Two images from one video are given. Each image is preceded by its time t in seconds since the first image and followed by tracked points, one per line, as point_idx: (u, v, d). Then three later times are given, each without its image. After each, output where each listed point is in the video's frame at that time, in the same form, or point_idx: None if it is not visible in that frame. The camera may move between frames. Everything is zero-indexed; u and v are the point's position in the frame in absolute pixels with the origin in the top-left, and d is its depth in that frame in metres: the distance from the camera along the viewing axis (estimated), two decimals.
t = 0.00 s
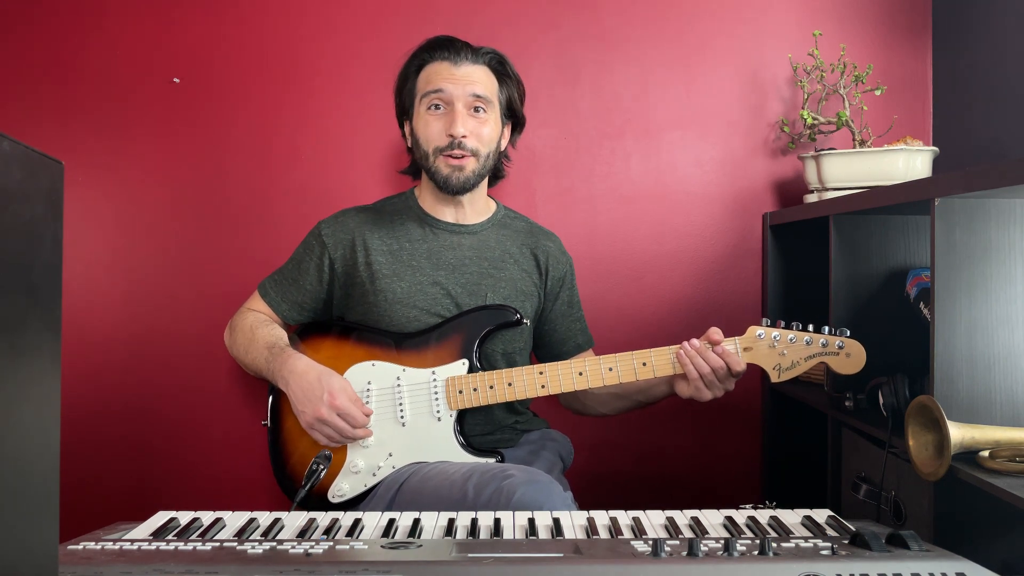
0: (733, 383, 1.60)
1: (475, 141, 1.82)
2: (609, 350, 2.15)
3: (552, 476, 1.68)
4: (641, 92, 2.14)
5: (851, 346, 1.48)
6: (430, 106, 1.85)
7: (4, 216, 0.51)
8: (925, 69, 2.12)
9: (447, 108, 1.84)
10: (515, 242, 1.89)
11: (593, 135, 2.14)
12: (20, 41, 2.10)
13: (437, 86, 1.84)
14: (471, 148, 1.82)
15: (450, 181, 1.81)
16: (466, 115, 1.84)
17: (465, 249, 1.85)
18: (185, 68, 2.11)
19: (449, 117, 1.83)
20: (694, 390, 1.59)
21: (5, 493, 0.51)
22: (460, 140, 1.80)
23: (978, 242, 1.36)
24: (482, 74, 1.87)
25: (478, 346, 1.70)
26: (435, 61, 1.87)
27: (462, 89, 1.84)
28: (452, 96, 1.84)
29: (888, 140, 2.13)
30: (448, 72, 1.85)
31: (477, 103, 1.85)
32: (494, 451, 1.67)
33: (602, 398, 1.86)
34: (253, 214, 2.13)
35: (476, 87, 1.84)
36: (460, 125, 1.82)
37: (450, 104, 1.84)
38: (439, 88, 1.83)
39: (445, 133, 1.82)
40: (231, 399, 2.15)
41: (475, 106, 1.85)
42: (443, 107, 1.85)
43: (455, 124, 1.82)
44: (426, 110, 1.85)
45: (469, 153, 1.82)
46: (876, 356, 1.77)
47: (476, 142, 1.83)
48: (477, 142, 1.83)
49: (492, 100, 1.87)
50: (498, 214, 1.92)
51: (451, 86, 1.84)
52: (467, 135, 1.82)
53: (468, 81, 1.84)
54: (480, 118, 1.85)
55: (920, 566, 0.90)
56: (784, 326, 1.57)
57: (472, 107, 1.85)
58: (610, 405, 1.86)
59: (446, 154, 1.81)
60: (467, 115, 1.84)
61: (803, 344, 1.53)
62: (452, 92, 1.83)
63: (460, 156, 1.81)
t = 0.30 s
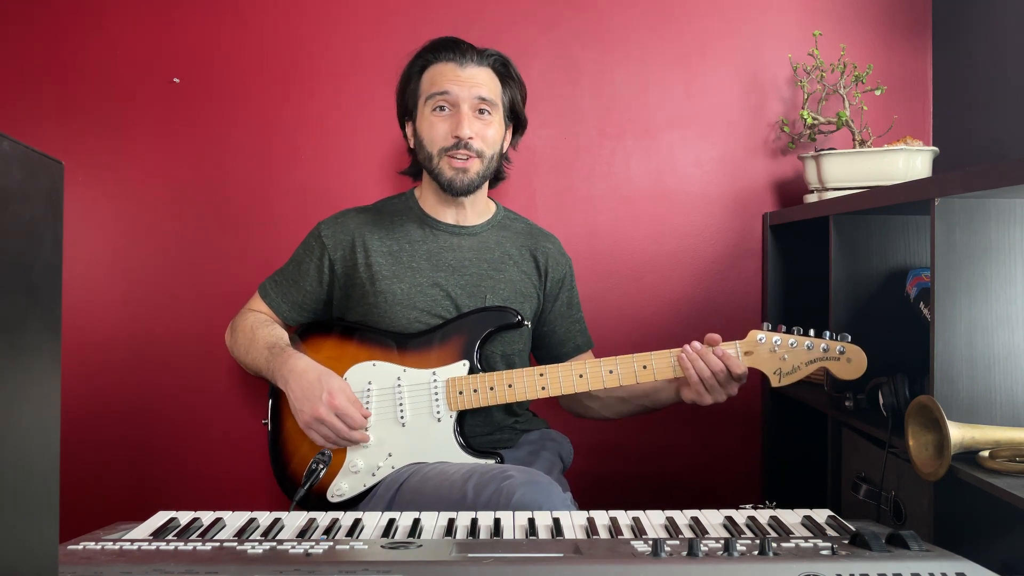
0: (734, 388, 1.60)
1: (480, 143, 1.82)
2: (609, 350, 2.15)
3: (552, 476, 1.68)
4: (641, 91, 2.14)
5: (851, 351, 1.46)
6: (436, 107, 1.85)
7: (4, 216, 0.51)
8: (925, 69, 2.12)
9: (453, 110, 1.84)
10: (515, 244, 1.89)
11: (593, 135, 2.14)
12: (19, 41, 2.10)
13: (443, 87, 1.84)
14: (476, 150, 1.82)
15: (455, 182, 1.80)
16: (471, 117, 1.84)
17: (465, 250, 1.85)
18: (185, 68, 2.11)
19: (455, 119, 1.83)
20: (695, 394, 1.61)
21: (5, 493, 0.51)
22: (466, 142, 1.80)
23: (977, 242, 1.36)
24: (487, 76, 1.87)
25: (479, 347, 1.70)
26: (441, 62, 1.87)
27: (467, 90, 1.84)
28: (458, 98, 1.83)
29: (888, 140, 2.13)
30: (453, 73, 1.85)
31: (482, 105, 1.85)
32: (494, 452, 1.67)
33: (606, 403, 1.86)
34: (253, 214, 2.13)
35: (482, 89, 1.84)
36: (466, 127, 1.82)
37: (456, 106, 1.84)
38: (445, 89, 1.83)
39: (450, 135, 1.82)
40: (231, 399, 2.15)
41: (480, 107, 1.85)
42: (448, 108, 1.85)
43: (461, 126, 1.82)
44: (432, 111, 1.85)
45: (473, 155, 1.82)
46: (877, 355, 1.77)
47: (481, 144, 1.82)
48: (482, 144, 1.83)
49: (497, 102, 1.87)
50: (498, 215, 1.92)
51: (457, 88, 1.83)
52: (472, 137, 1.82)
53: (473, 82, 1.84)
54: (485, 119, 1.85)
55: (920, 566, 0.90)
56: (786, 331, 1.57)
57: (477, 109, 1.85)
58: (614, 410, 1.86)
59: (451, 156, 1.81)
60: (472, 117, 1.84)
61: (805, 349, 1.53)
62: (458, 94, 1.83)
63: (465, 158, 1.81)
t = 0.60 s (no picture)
0: (739, 402, 1.60)
1: (460, 137, 1.82)
2: (609, 350, 2.15)
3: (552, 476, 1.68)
4: (641, 91, 2.14)
5: (859, 371, 1.44)
6: (414, 106, 1.85)
7: (5, 217, 0.51)
8: (925, 69, 2.12)
9: (431, 106, 1.85)
10: (515, 240, 1.89)
11: (593, 135, 2.14)
12: (19, 41, 2.10)
13: (418, 85, 1.85)
14: (457, 145, 1.82)
15: (439, 179, 1.80)
16: (449, 112, 1.84)
17: (465, 248, 1.85)
18: (185, 68, 2.11)
19: (433, 115, 1.83)
20: (699, 405, 1.61)
21: (5, 492, 0.51)
22: (444, 137, 1.81)
23: (977, 242, 1.36)
24: (464, 70, 1.87)
25: (485, 349, 1.69)
26: (417, 61, 1.88)
27: (443, 86, 1.84)
28: (434, 94, 1.84)
29: (888, 140, 2.13)
30: (429, 71, 1.85)
31: (460, 99, 1.85)
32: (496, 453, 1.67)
33: (606, 404, 1.85)
34: (253, 214, 2.13)
35: (459, 84, 1.85)
36: (443, 122, 1.82)
37: (433, 103, 1.84)
38: (421, 87, 1.84)
39: (429, 131, 1.82)
40: (230, 400, 2.15)
41: (458, 102, 1.85)
42: (427, 106, 1.85)
43: (439, 121, 1.82)
44: (411, 110, 1.86)
45: (455, 149, 1.82)
46: (877, 355, 1.77)
47: (462, 137, 1.83)
48: (463, 138, 1.83)
49: (477, 96, 1.87)
50: (497, 212, 1.92)
51: (432, 85, 1.84)
52: (451, 132, 1.82)
53: (449, 78, 1.85)
54: (464, 113, 1.85)
55: (920, 566, 0.90)
56: (794, 346, 1.56)
57: (454, 103, 1.85)
58: (614, 411, 1.86)
59: (432, 153, 1.81)
60: (450, 112, 1.84)
61: (812, 366, 1.52)
62: (433, 90, 1.84)
63: (446, 153, 1.81)
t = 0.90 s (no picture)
0: (745, 385, 1.51)
1: (468, 132, 1.73)
2: (614, 351, 2.06)
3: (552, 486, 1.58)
4: (647, 81, 2.05)
5: (868, 342, 1.38)
6: (421, 97, 1.76)
7: None
8: (945, 59, 2.04)
9: (439, 98, 1.75)
10: (516, 236, 1.80)
11: (597, 127, 2.05)
12: None
13: (428, 76, 1.75)
14: (465, 140, 1.73)
15: (443, 175, 1.72)
16: (458, 105, 1.75)
17: (462, 244, 1.76)
18: (171, 56, 2.02)
19: (441, 107, 1.74)
20: (703, 391, 1.51)
21: None
22: (453, 131, 1.72)
23: (1005, 238, 1.27)
24: (476, 62, 1.78)
25: (477, 348, 1.61)
26: (426, 49, 1.78)
27: (454, 78, 1.75)
28: (444, 86, 1.75)
29: (910, 131, 2.04)
30: (440, 61, 1.76)
31: (470, 93, 1.76)
32: (493, 460, 1.58)
33: (611, 400, 1.77)
34: (244, 210, 2.04)
35: (470, 76, 1.76)
36: (452, 116, 1.73)
37: (442, 95, 1.75)
38: (430, 78, 1.75)
39: (437, 125, 1.73)
40: (219, 405, 2.06)
41: (468, 95, 1.76)
42: (435, 97, 1.76)
43: (447, 114, 1.73)
44: (416, 101, 1.77)
45: (463, 144, 1.73)
46: (900, 356, 1.68)
47: (470, 133, 1.74)
48: (471, 133, 1.74)
49: (487, 90, 1.78)
50: (497, 207, 1.83)
51: (442, 75, 1.75)
52: (460, 126, 1.73)
53: (460, 69, 1.75)
54: (474, 107, 1.76)
55: None
56: (798, 323, 1.48)
57: (464, 96, 1.76)
58: (617, 408, 1.77)
59: (438, 147, 1.73)
60: (460, 105, 1.75)
61: (817, 342, 1.44)
62: (443, 81, 1.75)
63: (454, 148, 1.73)
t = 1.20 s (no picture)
0: (749, 398, 1.51)
1: (472, 133, 1.73)
2: (614, 351, 2.07)
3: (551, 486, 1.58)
4: (648, 81, 2.05)
5: (872, 362, 1.39)
6: (425, 97, 1.76)
7: None
8: (946, 59, 2.04)
9: (443, 99, 1.76)
10: (518, 238, 1.80)
11: (598, 127, 2.05)
12: None
13: (431, 77, 1.75)
14: (469, 141, 1.73)
15: (448, 175, 1.72)
16: (462, 106, 1.75)
17: (464, 245, 1.76)
18: (171, 55, 2.02)
19: (446, 109, 1.74)
20: (708, 403, 1.51)
21: None
22: (457, 133, 1.72)
23: (1004, 239, 1.27)
24: (479, 63, 1.78)
25: (479, 351, 1.61)
26: (429, 50, 1.79)
27: (458, 79, 1.75)
28: (447, 87, 1.75)
29: (909, 132, 2.04)
30: (444, 62, 1.76)
31: (474, 94, 1.76)
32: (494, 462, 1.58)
33: (608, 409, 1.76)
34: (245, 210, 2.04)
35: (474, 77, 1.76)
36: (456, 116, 1.73)
37: (445, 95, 1.75)
38: (434, 79, 1.75)
39: (441, 125, 1.73)
40: (220, 405, 2.06)
41: (472, 96, 1.76)
42: (438, 98, 1.76)
43: (452, 116, 1.73)
44: (420, 101, 1.77)
45: (466, 145, 1.73)
46: (900, 356, 1.68)
47: (474, 134, 1.74)
48: (475, 134, 1.74)
49: (491, 91, 1.78)
50: (499, 209, 1.84)
51: (446, 76, 1.75)
52: (464, 127, 1.73)
53: (464, 70, 1.76)
54: (478, 108, 1.76)
55: None
56: (803, 338, 1.48)
57: (468, 97, 1.76)
58: (616, 416, 1.77)
59: (442, 149, 1.72)
60: (464, 106, 1.75)
61: (822, 358, 1.44)
62: (447, 82, 1.75)
63: (458, 149, 1.72)
